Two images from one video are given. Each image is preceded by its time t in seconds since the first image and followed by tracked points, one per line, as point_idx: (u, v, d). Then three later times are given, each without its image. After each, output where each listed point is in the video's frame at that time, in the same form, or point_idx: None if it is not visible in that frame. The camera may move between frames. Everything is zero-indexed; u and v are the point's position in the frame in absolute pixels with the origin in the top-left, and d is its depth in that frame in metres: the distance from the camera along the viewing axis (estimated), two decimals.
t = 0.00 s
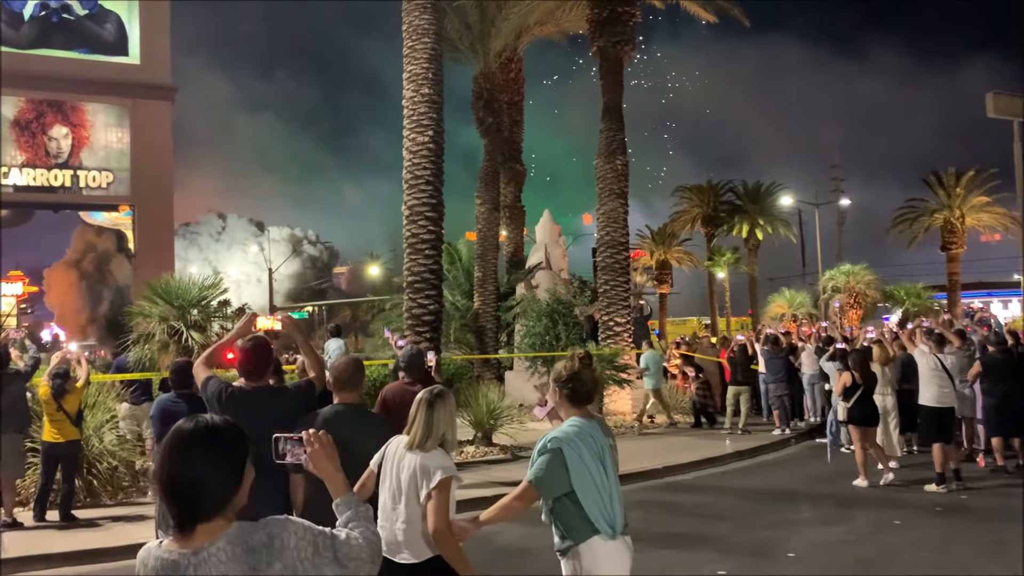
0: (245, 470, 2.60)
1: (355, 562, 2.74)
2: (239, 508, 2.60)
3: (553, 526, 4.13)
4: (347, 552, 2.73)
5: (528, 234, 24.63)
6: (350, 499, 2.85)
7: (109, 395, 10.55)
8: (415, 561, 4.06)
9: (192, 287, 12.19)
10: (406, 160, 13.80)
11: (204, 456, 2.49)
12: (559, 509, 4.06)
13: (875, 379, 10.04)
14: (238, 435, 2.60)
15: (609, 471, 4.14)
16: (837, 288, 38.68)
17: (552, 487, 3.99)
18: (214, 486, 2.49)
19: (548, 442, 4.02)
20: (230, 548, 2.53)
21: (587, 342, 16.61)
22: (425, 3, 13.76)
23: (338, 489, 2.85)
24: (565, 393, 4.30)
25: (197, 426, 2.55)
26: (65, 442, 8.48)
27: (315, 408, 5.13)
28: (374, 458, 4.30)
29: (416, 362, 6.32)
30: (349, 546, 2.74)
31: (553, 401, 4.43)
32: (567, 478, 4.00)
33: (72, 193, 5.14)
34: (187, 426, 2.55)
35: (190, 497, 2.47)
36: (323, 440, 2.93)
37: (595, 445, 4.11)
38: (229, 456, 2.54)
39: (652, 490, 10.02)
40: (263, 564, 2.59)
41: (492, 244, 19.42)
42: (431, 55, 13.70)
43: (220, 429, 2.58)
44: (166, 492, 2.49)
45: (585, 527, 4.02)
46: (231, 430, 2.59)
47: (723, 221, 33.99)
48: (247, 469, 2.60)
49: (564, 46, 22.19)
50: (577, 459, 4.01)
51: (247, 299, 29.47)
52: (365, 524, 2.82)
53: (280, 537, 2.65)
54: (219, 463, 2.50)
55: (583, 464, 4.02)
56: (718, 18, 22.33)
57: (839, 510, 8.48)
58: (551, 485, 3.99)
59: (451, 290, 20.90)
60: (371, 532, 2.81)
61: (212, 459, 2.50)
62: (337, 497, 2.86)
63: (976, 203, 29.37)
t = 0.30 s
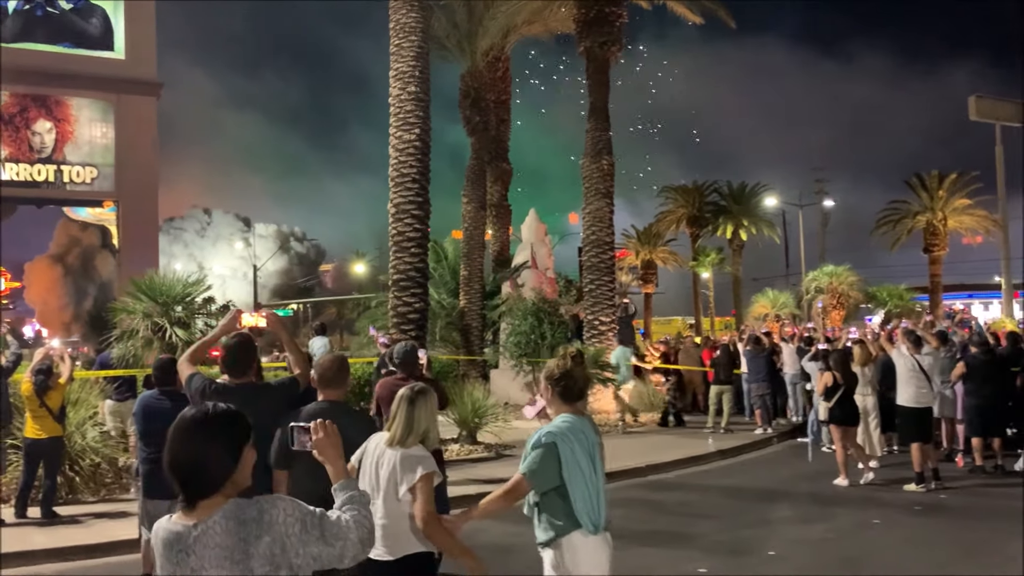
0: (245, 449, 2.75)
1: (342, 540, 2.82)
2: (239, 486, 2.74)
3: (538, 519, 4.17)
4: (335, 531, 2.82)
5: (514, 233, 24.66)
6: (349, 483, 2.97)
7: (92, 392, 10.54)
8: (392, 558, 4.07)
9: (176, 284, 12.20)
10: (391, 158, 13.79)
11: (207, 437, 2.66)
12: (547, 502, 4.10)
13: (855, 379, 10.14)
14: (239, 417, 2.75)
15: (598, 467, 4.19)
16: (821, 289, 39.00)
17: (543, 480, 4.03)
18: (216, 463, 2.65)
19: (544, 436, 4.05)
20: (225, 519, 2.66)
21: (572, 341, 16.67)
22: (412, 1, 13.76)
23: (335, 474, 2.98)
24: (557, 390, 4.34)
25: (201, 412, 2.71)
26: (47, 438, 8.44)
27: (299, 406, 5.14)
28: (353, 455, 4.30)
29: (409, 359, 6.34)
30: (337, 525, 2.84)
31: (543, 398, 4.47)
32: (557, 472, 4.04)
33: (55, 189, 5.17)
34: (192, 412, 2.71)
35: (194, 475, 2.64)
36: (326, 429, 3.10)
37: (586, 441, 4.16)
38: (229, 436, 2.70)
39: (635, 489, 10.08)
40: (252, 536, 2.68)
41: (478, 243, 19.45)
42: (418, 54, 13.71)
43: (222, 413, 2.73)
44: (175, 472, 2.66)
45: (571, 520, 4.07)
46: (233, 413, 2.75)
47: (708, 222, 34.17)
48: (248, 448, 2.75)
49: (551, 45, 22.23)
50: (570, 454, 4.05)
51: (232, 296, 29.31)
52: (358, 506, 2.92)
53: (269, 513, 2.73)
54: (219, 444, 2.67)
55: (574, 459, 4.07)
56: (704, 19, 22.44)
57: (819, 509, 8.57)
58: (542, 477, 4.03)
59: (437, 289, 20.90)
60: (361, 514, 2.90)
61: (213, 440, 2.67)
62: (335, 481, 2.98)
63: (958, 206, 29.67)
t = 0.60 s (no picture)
0: (267, 443, 2.89)
1: (357, 528, 2.90)
2: (261, 478, 2.88)
3: (529, 513, 4.13)
4: (350, 521, 2.90)
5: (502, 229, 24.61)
6: (365, 474, 3.04)
7: (75, 382, 10.44)
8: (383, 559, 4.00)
9: (161, 275, 12.10)
10: (380, 152, 13.72)
11: (237, 432, 2.81)
12: (543, 494, 4.07)
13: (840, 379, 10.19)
14: (263, 415, 2.92)
15: (588, 460, 4.21)
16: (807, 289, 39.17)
17: (542, 471, 4.00)
18: (243, 456, 2.80)
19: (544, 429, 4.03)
20: (246, 512, 2.80)
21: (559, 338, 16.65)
22: None
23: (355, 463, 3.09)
24: (547, 386, 4.32)
25: (228, 408, 2.86)
26: (29, 429, 8.35)
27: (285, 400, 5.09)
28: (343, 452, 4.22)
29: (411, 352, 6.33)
30: (352, 514, 2.92)
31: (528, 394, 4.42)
32: (554, 463, 4.03)
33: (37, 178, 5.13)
34: (220, 408, 2.86)
35: (222, 468, 2.77)
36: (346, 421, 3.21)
37: (578, 434, 4.18)
38: (255, 431, 2.85)
39: (620, 486, 10.09)
40: (270, 528, 2.82)
41: (466, 238, 19.39)
42: (408, 47, 13.65)
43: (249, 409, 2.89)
44: (203, 465, 2.80)
45: (566, 511, 4.06)
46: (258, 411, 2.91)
47: (696, 220, 34.22)
48: (270, 444, 2.90)
49: (541, 41, 22.19)
50: (567, 445, 4.05)
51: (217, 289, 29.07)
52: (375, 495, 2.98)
53: (287, 505, 2.86)
54: (248, 439, 2.83)
55: (570, 451, 4.08)
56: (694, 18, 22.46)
57: (802, 507, 8.61)
58: (540, 469, 4.00)
59: (424, 284, 20.84)
60: (374, 504, 2.96)
61: (240, 435, 2.81)
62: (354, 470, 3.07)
63: (943, 208, 29.89)
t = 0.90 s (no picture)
0: (291, 419, 2.99)
1: (367, 506, 2.93)
2: (283, 452, 2.97)
3: (542, 500, 4.10)
4: (361, 498, 2.94)
5: (498, 221, 24.58)
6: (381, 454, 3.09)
7: (69, 371, 10.44)
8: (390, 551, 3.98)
9: (156, 265, 12.07)
10: (376, 142, 13.69)
11: (263, 407, 2.94)
12: (559, 480, 4.07)
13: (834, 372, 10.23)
14: (289, 391, 3.03)
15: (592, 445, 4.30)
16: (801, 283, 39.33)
17: (564, 455, 4.02)
18: (265, 430, 2.90)
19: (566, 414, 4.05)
20: (262, 484, 2.87)
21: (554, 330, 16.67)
22: None
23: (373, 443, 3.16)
24: (552, 375, 4.34)
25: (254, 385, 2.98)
26: (25, 417, 8.33)
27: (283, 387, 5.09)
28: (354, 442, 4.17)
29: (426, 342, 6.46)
30: (363, 493, 2.95)
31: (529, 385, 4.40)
32: (574, 447, 4.07)
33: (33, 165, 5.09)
34: (248, 385, 2.99)
35: (248, 441, 2.88)
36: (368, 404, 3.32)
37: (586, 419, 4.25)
38: (280, 406, 2.98)
39: (615, 477, 10.12)
40: (284, 501, 2.87)
41: (462, 230, 19.37)
42: (405, 37, 13.62)
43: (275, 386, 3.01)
44: (231, 438, 2.93)
45: (582, 495, 4.09)
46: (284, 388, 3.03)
47: (691, 214, 34.20)
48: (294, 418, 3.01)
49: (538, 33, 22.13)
50: (585, 430, 4.10)
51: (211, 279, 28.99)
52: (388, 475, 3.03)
53: (300, 479, 2.90)
54: (274, 414, 2.95)
55: (586, 435, 4.14)
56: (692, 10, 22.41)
57: (796, 500, 8.65)
58: (561, 453, 4.02)
59: (419, 275, 20.83)
60: (386, 483, 3.01)
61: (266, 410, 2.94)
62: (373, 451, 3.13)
63: (938, 203, 29.97)
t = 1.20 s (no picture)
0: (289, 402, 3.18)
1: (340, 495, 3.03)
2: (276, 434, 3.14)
3: (558, 487, 4.10)
4: (331, 487, 3.04)
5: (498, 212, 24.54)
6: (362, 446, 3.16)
7: (69, 362, 10.45)
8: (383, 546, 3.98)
9: (155, 255, 12.00)
10: (376, 133, 13.66)
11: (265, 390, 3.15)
12: (574, 470, 4.11)
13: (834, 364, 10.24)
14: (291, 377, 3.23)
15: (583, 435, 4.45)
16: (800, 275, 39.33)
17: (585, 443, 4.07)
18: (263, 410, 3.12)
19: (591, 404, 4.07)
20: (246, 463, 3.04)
21: (553, 321, 16.67)
22: None
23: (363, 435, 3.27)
24: (559, 363, 4.39)
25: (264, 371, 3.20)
26: (25, 408, 8.33)
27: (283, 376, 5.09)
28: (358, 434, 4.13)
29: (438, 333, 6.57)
30: (335, 482, 3.05)
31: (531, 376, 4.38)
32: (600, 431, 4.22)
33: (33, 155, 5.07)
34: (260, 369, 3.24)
35: (249, 419, 3.12)
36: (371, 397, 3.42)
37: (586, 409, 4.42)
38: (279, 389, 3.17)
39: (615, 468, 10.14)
40: (260, 481, 3.00)
41: (461, 221, 19.34)
42: (404, 28, 13.58)
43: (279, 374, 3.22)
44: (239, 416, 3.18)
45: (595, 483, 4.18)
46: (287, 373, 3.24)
47: (690, 205, 34.11)
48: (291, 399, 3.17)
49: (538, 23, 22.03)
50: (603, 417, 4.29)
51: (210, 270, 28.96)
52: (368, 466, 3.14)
53: (276, 462, 3.01)
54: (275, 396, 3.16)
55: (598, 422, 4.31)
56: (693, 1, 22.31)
57: (795, 491, 8.67)
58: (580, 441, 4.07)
59: (419, 267, 20.82)
60: (357, 476, 3.06)
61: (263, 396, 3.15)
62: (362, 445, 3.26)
63: (938, 195, 29.92)
